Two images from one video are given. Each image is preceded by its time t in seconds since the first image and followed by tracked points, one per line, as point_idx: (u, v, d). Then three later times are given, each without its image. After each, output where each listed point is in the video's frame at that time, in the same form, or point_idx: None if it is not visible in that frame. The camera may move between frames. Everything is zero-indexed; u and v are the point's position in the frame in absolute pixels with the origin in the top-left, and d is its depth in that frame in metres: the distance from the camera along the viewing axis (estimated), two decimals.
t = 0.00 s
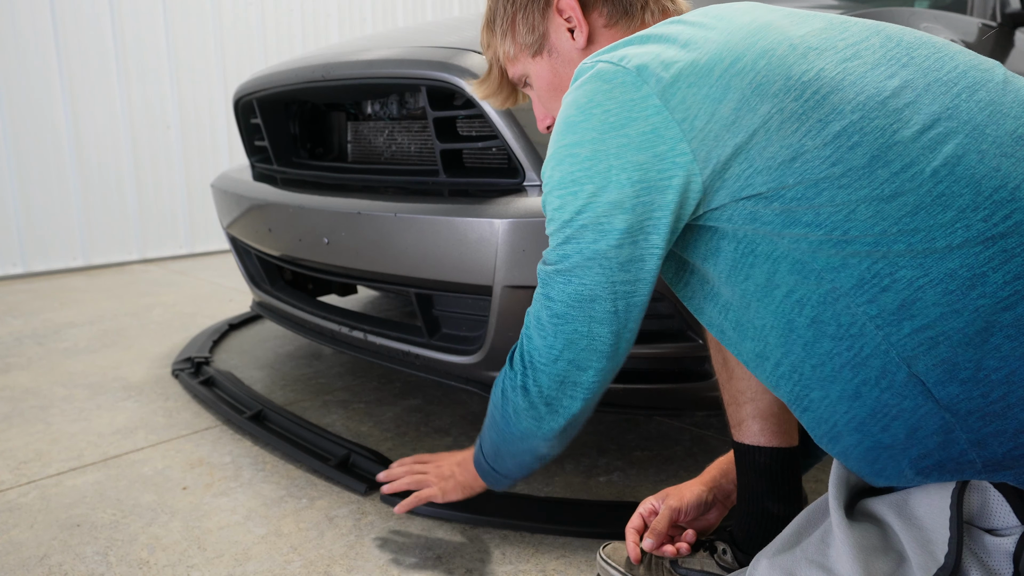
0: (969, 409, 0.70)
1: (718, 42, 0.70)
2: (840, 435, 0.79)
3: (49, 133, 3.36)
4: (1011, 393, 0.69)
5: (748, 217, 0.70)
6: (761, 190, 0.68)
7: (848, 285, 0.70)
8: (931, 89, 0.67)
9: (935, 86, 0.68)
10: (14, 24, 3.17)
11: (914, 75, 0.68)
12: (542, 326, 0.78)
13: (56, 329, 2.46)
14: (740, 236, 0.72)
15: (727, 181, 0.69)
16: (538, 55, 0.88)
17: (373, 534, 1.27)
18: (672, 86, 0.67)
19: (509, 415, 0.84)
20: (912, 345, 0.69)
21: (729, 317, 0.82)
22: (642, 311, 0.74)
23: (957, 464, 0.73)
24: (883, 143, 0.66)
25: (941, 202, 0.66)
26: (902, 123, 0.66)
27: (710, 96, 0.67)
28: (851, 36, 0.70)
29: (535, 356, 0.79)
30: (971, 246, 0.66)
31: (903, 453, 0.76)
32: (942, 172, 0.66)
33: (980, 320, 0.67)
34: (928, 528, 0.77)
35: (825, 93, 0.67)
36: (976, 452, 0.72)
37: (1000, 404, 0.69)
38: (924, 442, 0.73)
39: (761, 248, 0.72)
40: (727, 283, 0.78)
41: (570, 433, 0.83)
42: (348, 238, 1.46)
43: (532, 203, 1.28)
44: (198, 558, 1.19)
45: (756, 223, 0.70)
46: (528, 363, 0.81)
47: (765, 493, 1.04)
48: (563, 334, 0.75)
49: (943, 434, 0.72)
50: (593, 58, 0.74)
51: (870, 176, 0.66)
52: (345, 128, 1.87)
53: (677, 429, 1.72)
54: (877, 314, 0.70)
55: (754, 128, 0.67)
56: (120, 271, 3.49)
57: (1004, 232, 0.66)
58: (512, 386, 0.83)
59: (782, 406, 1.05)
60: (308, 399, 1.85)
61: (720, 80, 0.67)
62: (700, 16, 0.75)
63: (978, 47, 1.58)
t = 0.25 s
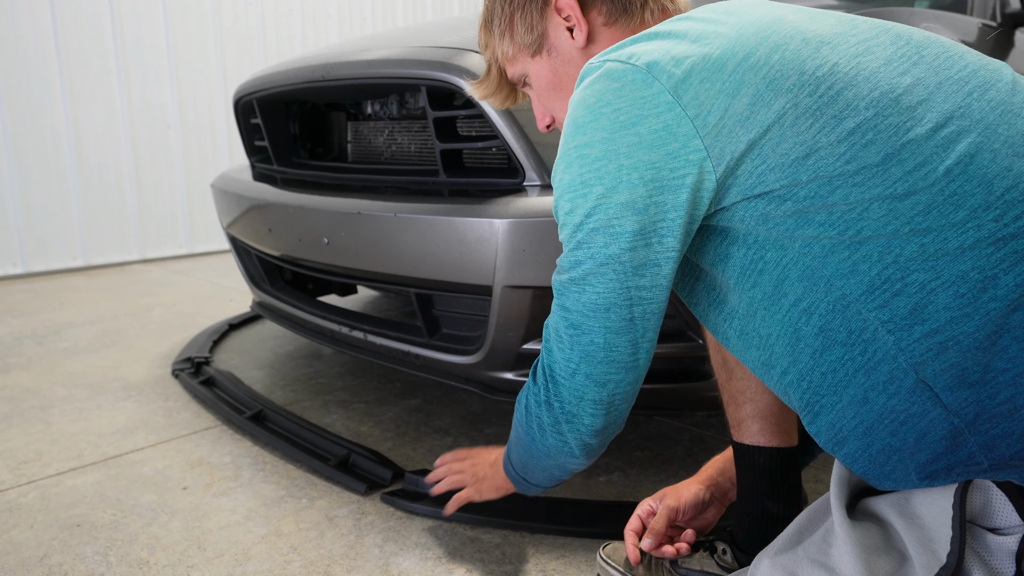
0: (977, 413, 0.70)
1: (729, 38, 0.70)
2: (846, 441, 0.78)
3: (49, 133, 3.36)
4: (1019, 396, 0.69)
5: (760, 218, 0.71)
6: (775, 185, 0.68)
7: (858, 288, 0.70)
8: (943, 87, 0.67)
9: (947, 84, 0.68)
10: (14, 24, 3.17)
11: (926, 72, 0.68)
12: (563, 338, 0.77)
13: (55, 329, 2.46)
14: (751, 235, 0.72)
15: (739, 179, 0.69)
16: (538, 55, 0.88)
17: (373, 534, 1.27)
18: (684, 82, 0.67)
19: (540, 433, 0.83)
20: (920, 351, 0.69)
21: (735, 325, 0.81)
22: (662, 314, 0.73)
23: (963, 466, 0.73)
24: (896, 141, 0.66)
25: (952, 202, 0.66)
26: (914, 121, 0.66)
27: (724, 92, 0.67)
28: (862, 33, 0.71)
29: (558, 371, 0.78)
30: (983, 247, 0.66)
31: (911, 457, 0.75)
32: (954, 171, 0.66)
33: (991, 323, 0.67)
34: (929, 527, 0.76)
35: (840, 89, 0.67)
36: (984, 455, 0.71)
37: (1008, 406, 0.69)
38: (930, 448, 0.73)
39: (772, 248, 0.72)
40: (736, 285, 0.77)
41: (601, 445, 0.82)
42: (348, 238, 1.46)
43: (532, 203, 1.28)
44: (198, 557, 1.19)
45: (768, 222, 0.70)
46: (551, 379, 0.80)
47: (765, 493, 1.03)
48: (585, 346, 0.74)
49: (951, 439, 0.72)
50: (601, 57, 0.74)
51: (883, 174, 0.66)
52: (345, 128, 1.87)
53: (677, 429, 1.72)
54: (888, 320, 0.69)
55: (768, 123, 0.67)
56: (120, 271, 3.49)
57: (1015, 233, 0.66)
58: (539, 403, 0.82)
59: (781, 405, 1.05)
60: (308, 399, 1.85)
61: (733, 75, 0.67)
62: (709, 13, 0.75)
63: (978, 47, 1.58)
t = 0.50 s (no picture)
0: (970, 415, 0.70)
1: (715, 49, 0.71)
2: (837, 442, 0.80)
3: (49, 133, 3.36)
4: (1014, 398, 0.68)
5: (752, 222, 0.72)
6: (763, 195, 0.69)
7: (847, 292, 0.70)
8: (931, 92, 0.67)
9: (935, 88, 0.67)
10: (14, 24, 3.17)
11: (913, 77, 0.68)
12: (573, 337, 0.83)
13: (55, 329, 2.46)
14: (744, 235, 0.73)
15: (729, 188, 0.70)
16: (534, 64, 0.87)
17: (373, 534, 1.27)
18: (668, 98, 0.69)
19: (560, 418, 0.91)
20: (914, 350, 0.69)
21: (729, 322, 0.82)
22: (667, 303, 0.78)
23: (958, 468, 0.73)
24: (882, 147, 0.66)
25: (941, 206, 0.66)
26: (901, 127, 0.66)
27: (708, 105, 0.68)
28: (851, 39, 0.70)
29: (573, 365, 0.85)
30: (972, 251, 0.66)
31: (902, 459, 0.76)
32: (943, 176, 0.65)
33: (982, 326, 0.67)
34: (928, 529, 0.77)
35: (825, 97, 0.67)
36: (979, 457, 0.71)
37: (1002, 408, 0.69)
38: (924, 447, 0.73)
39: (762, 252, 0.73)
40: (728, 288, 0.79)
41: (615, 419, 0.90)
42: (348, 238, 1.46)
43: (531, 203, 1.27)
44: (198, 557, 1.19)
45: (759, 228, 0.72)
46: (564, 371, 0.87)
47: (765, 493, 1.04)
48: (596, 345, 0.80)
49: (944, 440, 0.72)
50: (592, 70, 0.76)
51: (870, 181, 0.66)
52: (345, 128, 1.87)
53: (677, 429, 1.72)
54: (877, 320, 0.70)
55: (754, 135, 0.68)
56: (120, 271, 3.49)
57: (1006, 236, 0.65)
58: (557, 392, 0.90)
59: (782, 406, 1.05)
60: (308, 399, 1.85)
61: (718, 88, 0.68)
62: (699, 22, 0.76)
63: (978, 47, 1.58)
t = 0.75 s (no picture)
0: (964, 412, 0.70)
1: (694, 70, 0.71)
2: (834, 442, 0.80)
3: (49, 133, 3.36)
4: (1007, 398, 0.68)
5: (743, 232, 0.72)
6: (751, 210, 0.70)
7: (841, 295, 0.71)
8: (913, 100, 0.66)
9: (917, 96, 0.66)
10: (14, 24, 3.17)
11: (895, 87, 0.67)
12: (580, 344, 0.85)
13: (56, 329, 2.46)
14: (736, 244, 0.74)
15: (715, 204, 0.71)
16: (529, 77, 0.86)
17: (373, 534, 1.27)
18: (649, 122, 0.70)
19: (580, 410, 0.95)
20: (911, 347, 0.69)
21: (728, 320, 0.82)
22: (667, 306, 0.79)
23: (951, 465, 0.73)
24: (864, 160, 0.66)
25: (926, 215, 0.65)
26: (883, 138, 0.65)
27: (690, 126, 0.69)
28: (831, 50, 0.70)
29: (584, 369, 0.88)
30: (958, 258, 0.66)
31: (892, 454, 0.76)
32: (926, 186, 0.65)
33: (971, 330, 0.67)
34: (928, 530, 0.77)
35: (804, 113, 0.67)
36: (970, 454, 0.71)
37: (997, 408, 0.69)
38: (920, 441, 0.73)
39: (755, 261, 0.74)
40: (725, 290, 0.80)
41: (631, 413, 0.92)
42: (348, 238, 1.46)
43: (531, 203, 1.27)
44: (198, 558, 1.19)
45: (750, 238, 0.72)
46: (577, 371, 0.90)
47: (765, 493, 1.03)
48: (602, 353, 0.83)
49: (938, 435, 0.72)
50: (579, 91, 0.77)
51: (853, 194, 0.66)
52: (345, 128, 1.87)
53: (677, 429, 1.72)
54: (874, 317, 0.70)
55: (736, 154, 0.68)
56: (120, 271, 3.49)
57: (992, 242, 0.65)
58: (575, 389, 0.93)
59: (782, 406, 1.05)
60: (308, 399, 1.85)
61: (697, 109, 0.69)
62: (677, 40, 0.75)
63: (978, 47, 1.58)
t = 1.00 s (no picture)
0: (966, 414, 0.70)
1: (695, 74, 0.71)
2: (833, 446, 0.80)
3: (48, 133, 3.36)
4: (1008, 398, 0.68)
5: (744, 234, 0.72)
6: (751, 212, 0.70)
7: (843, 296, 0.71)
8: (914, 103, 0.66)
9: (917, 99, 0.66)
10: (14, 24, 3.18)
11: (896, 90, 0.67)
12: (573, 346, 0.85)
13: (56, 329, 2.46)
14: (737, 247, 0.74)
15: (715, 207, 0.71)
16: (526, 81, 0.85)
17: (373, 534, 1.27)
18: (650, 125, 0.70)
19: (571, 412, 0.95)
20: (911, 350, 0.69)
21: (728, 324, 0.82)
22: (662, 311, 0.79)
23: (952, 466, 0.73)
24: (865, 163, 0.66)
25: (926, 217, 0.65)
26: (884, 140, 0.65)
27: (690, 130, 0.69)
28: (830, 54, 0.70)
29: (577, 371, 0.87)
30: (959, 260, 0.66)
31: (896, 457, 0.76)
32: (927, 188, 0.65)
33: (972, 331, 0.67)
34: (927, 528, 0.76)
35: (805, 117, 0.67)
36: (973, 456, 0.72)
37: (998, 409, 0.69)
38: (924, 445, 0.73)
39: (756, 265, 0.74)
40: (725, 293, 0.80)
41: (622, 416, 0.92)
42: (348, 238, 1.46)
43: (531, 203, 1.27)
44: (198, 558, 1.19)
45: (751, 240, 0.72)
46: (568, 373, 0.90)
47: (765, 493, 1.04)
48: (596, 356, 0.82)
49: (942, 438, 0.72)
50: (578, 94, 0.76)
51: (855, 196, 0.66)
52: (345, 128, 1.87)
53: (678, 429, 1.72)
54: (874, 320, 0.70)
55: (737, 157, 0.68)
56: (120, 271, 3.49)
57: (993, 244, 0.65)
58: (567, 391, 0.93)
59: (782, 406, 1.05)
60: (308, 399, 1.85)
61: (698, 112, 0.69)
62: (676, 45, 0.75)
63: (978, 47, 1.58)
